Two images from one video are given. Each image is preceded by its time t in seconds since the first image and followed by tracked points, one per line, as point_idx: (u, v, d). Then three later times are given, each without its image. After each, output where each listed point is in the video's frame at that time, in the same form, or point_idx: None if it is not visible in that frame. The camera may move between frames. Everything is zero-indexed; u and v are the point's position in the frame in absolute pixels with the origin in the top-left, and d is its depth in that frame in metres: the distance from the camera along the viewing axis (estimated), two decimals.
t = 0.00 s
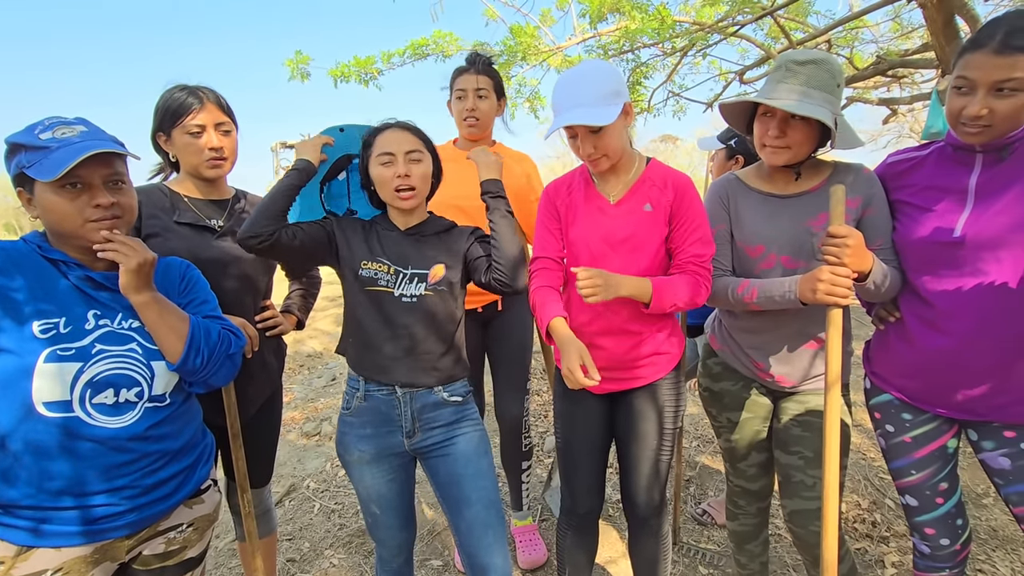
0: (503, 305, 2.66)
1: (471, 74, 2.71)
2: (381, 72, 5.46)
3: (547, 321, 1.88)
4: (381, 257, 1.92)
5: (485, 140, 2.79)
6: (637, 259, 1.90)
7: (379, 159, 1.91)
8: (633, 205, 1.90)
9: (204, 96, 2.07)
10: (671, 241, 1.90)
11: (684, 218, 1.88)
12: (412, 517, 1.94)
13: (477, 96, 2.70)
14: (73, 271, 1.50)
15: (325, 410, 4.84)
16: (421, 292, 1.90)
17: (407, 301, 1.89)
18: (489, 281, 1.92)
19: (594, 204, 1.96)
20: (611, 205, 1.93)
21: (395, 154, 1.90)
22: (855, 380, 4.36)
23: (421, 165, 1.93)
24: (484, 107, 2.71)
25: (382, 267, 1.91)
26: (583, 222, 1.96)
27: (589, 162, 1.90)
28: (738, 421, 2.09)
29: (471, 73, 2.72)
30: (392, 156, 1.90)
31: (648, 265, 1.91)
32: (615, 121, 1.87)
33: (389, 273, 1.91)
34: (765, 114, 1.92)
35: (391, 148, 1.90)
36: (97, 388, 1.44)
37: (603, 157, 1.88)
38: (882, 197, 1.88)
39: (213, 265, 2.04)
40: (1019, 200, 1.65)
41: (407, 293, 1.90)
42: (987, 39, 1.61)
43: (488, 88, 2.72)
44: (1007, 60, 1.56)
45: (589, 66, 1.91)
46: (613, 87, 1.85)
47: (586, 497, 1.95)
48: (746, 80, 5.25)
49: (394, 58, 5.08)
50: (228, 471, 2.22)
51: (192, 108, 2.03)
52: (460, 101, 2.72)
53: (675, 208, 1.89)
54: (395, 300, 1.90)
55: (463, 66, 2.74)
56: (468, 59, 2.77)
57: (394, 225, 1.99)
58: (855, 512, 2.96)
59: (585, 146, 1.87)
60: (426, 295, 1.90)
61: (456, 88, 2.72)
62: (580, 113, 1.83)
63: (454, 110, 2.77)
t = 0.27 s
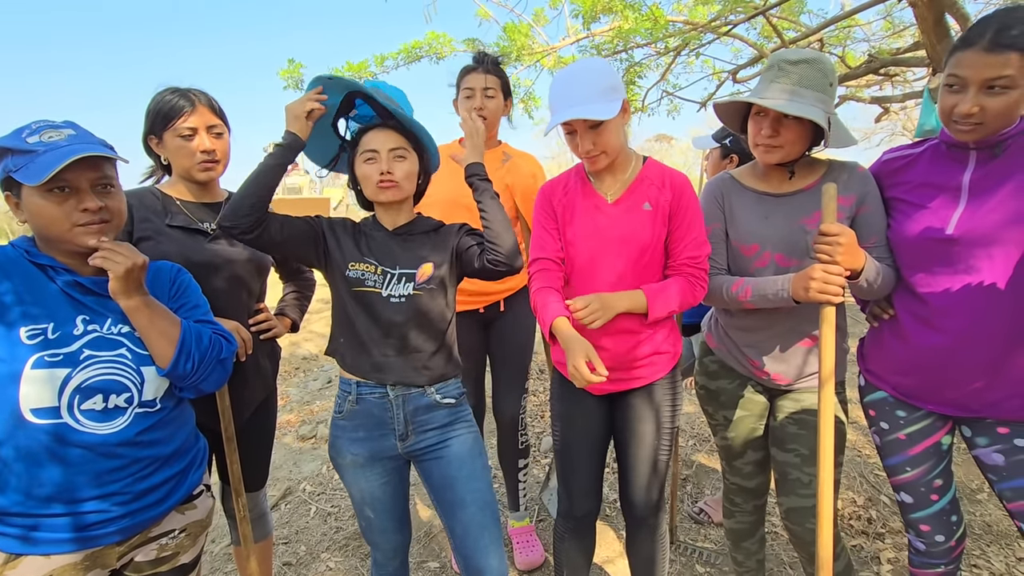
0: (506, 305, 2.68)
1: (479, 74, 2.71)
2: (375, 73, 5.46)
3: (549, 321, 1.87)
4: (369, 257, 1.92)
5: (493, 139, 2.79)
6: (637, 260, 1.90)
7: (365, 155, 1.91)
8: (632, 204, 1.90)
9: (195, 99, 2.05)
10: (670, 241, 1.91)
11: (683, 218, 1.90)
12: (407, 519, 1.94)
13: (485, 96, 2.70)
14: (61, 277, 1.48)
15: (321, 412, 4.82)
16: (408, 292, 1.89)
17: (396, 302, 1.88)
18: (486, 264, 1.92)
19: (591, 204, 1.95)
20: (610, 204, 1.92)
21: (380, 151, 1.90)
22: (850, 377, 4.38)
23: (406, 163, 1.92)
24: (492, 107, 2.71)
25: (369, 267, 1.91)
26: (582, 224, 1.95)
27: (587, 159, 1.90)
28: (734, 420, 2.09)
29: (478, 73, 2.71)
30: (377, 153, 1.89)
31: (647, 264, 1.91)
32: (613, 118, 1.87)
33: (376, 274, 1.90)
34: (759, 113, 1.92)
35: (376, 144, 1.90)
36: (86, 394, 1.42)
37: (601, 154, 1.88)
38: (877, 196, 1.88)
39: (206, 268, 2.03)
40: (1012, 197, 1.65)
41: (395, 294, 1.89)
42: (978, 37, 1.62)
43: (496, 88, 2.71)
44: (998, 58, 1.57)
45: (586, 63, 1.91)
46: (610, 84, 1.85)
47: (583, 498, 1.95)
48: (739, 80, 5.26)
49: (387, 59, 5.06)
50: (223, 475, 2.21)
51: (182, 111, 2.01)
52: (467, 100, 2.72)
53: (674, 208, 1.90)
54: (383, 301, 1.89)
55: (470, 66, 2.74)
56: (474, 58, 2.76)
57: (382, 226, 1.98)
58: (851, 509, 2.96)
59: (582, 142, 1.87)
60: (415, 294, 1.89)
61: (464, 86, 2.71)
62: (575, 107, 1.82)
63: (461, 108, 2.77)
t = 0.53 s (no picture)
0: (508, 305, 2.66)
1: (490, 73, 2.70)
2: (371, 73, 5.45)
3: (547, 320, 1.87)
4: (361, 261, 1.91)
5: (502, 139, 2.79)
6: (637, 258, 1.90)
7: (358, 155, 1.90)
8: (631, 202, 1.90)
9: (190, 96, 2.04)
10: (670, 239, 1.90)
11: (682, 217, 1.89)
12: (400, 523, 1.93)
13: (496, 95, 2.69)
14: (55, 275, 1.47)
15: (316, 412, 4.81)
16: (402, 294, 1.88)
17: (390, 304, 1.87)
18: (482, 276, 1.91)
19: (591, 203, 1.95)
20: (609, 202, 1.92)
21: (373, 150, 1.89)
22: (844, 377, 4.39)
23: (400, 163, 1.92)
24: (503, 105, 2.70)
25: (361, 271, 1.90)
26: (581, 222, 1.95)
27: (587, 159, 1.90)
28: (733, 419, 2.09)
29: (489, 72, 2.70)
30: (371, 152, 1.89)
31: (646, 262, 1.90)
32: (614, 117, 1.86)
33: (369, 277, 1.89)
34: (758, 113, 1.92)
35: (369, 143, 1.90)
36: (80, 394, 1.41)
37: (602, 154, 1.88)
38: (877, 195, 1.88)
39: (202, 267, 2.01)
40: (1013, 197, 1.65)
41: (389, 296, 1.88)
42: (980, 37, 1.62)
43: (507, 87, 2.71)
44: (999, 58, 1.57)
45: (586, 61, 1.90)
46: (609, 83, 1.84)
47: (581, 498, 1.94)
48: (735, 80, 5.27)
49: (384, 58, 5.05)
50: (218, 475, 2.20)
51: (178, 109, 2.00)
52: (478, 99, 2.70)
53: (673, 206, 1.90)
54: (377, 303, 1.87)
55: (480, 65, 2.73)
56: (483, 58, 2.76)
57: (376, 225, 1.97)
58: (846, 508, 2.97)
59: (581, 143, 1.87)
60: (408, 296, 1.88)
61: (474, 85, 2.70)
62: (572, 108, 1.82)
63: (472, 108, 2.76)
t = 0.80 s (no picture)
0: (519, 305, 2.66)
1: (501, 75, 2.70)
2: (371, 73, 5.44)
3: (546, 318, 1.87)
4: (359, 260, 1.91)
5: (514, 141, 2.78)
6: (639, 257, 1.89)
7: (355, 156, 1.90)
8: (632, 200, 1.90)
9: (191, 94, 2.03)
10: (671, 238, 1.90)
11: (683, 216, 1.89)
12: (399, 523, 1.92)
13: (507, 97, 2.68)
14: (56, 274, 1.47)
15: (316, 410, 4.81)
16: (400, 293, 1.88)
17: (388, 303, 1.87)
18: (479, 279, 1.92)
19: (592, 201, 1.95)
20: (610, 200, 1.92)
21: (369, 151, 1.89)
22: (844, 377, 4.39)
23: (397, 165, 1.91)
24: (513, 107, 2.69)
25: (359, 271, 1.90)
26: (582, 222, 1.95)
27: (588, 157, 1.90)
28: (735, 419, 2.09)
29: (500, 74, 2.70)
30: (367, 153, 1.89)
31: (647, 261, 1.90)
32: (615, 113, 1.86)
33: (367, 276, 1.89)
34: (759, 110, 1.92)
35: (365, 145, 1.89)
36: (81, 393, 1.41)
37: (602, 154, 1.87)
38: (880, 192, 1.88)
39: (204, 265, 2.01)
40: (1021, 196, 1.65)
41: (387, 295, 1.88)
42: (992, 33, 1.62)
43: (518, 90, 2.70)
44: (1009, 55, 1.57)
45: (587, 60, 1.90)
46: (610, 82, 1.84)
47: (582, 498, 1.94)
48: (736, 80, 5.27)
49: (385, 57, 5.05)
50: (219, 474, 2.20)
51: (178, 106, 2.00)
52: (489, 101, 2.70)
53: (674, 205, 1.89)
54: (375, 302, 1.87)
55: (492, 68, 2.73)
56: (495, 61, 2.76)
57: (373, 223, 1.97)
58: (846, 508, 2.97)
59: (583, 142, 1.86)
60: (407, 295, 1.88)
61: (485, 88, 2.70)
62: (572, 107, 1.82)
63: (483, 111, 2.75)
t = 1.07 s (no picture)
0: (525, 305, 2.67)
1: (510, 83, 2.70)
2: (375, 72, 5.45)
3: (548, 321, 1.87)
4: (360, 260, 1.91)
5: (524, 147, 2.78)
6: (642, 258, 1.90)
7: (357, 158, 1.91)
8: (635, 201, 1.90)
9: (195, 94, 2.04)
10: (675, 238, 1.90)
11: (687, 215, 1.89)
12: (403, 521, 1.93)
13: (517, 104, 2.68)
14: (62, 273, 1.47)
15: (319, 409, 4.82)
16: (402, 291, 1.89)
17: (391, 301, 1.88)
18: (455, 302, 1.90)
19: (596, 201, 1.95)
20: (613, 201, 1.92)
21: (372, 153, 1.89)
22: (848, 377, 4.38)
23: (398, 167, 1.91)
24: (523, 114, 2.69)
25: (361, 270, 1.90)
26: (585, 223, 1.95)
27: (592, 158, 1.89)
28: (738, 418, 2.09)
29: (509, 82, 2.71)
30: (369, 155, 1.90)
31: (650, 262, 1.90)
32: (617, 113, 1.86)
33: (369, 275, 1.89)
34: (763, 108, 1.93)
35: (367, 146, 1.90)
36: (87, 391, 1.41)
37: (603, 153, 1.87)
38: (886, 190, 1.88)
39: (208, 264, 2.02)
40: None
41: (389, 293, 1.88)
42: (1004, 33, 1.62)
43: (528, 97, 2.69)
44: (1019, 54, 1.57)
45: (588, 61, 1.90)
46: (613, 82, 1.84)
47: (585, 497, 1.95)
48: (739, 79, 5.26)
49: (388, 56, 5.05)
50: (223, 472, 2.20)
51: (182, 106, 2.00)
52: (499, 109, 2.70)
53: (677, 205, 1.89)
54: (377, 301, 1.88)
55: (501, 75, 2.74)
56: (505, 69, 2.77)
57: (375, 222, 1.97)
58: (849, 507, 2.97)
59: (585, 142, 1.87)
60: (409, 294, 1.89)
61: (496, 95, 2.71)
62: (574, 109, 1.82)
63: (494, 118, 2.76)
